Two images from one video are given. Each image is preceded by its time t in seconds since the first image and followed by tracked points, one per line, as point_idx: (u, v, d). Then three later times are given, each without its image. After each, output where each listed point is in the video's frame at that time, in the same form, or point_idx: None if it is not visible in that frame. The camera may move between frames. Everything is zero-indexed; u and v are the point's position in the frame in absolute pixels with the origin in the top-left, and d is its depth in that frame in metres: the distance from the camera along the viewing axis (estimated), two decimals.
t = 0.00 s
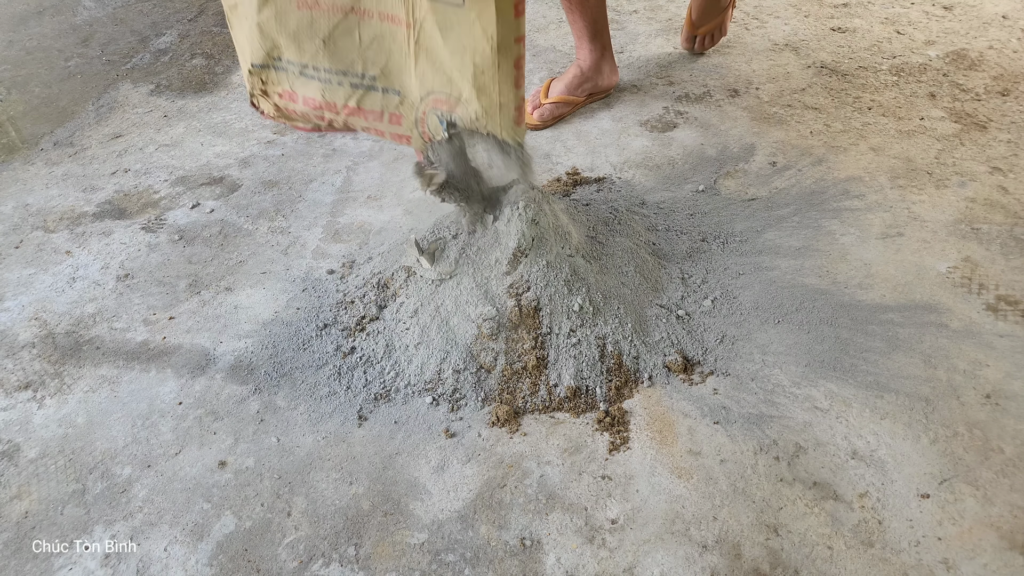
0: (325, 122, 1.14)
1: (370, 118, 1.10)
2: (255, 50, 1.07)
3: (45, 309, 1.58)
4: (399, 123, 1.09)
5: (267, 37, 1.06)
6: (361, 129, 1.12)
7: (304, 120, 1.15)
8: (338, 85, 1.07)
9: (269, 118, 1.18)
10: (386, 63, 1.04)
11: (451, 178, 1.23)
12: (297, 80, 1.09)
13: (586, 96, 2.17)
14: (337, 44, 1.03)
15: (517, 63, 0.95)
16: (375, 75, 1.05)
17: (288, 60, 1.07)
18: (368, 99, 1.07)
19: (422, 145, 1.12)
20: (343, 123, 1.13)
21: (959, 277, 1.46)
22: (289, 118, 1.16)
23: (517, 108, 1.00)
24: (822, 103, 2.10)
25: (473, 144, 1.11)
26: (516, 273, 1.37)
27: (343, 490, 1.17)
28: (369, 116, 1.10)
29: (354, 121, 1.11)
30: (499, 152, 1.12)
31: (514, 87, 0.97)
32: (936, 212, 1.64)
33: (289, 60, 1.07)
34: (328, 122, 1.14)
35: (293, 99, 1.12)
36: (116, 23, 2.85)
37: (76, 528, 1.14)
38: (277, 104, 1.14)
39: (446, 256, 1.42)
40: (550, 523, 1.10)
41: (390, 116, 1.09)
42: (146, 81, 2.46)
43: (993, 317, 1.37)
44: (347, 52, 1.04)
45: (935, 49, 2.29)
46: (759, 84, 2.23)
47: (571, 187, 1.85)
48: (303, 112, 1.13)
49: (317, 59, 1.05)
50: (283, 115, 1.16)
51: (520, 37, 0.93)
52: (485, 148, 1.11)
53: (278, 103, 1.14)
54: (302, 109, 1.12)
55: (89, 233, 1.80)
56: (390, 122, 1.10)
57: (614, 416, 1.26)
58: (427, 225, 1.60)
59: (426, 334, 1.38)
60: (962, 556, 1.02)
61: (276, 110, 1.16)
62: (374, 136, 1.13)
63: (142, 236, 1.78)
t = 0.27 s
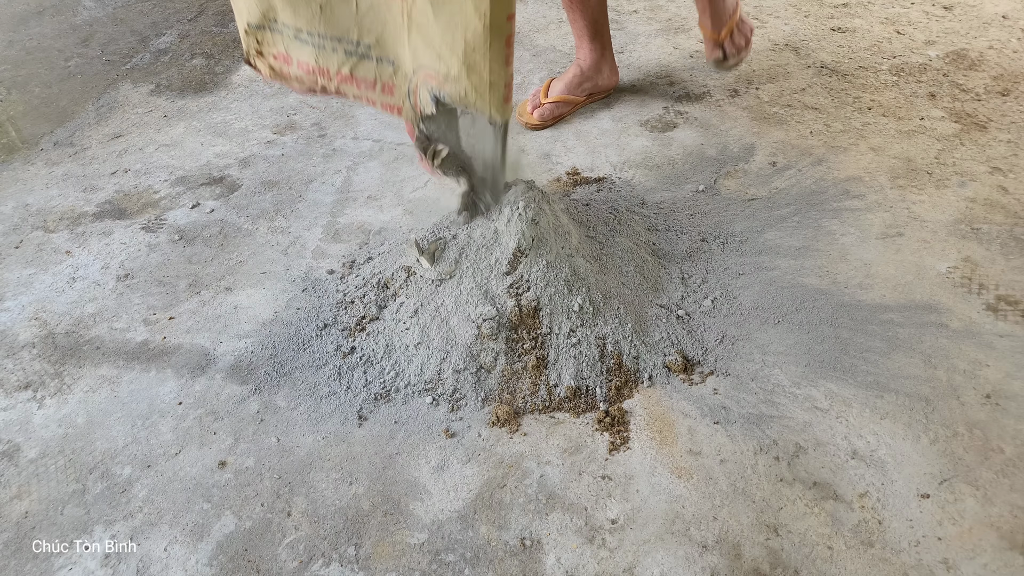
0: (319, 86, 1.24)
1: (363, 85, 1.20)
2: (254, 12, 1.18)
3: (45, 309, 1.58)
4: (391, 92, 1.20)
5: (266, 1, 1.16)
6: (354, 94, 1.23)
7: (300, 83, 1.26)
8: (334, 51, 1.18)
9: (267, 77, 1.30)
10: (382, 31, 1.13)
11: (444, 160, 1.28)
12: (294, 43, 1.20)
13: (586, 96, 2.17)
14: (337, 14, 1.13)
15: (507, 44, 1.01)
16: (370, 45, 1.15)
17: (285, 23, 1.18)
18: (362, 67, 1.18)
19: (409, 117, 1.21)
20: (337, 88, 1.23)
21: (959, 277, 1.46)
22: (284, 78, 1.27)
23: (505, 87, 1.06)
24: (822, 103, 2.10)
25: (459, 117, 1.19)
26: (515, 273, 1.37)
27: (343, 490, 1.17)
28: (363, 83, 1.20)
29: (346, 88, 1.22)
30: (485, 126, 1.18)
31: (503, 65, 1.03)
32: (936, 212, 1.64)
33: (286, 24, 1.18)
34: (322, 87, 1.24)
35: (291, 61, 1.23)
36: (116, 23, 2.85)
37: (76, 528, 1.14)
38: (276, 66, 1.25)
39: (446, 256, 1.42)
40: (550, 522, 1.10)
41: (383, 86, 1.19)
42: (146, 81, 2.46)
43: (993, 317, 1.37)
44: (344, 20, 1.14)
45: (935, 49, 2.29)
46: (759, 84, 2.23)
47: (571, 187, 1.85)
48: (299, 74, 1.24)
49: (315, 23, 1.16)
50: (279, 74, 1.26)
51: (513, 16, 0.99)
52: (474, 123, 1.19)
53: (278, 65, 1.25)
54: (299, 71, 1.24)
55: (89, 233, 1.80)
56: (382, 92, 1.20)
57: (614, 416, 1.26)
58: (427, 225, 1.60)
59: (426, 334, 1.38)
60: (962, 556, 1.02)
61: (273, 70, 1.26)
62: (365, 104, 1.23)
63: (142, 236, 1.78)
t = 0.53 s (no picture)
0: (315, 68, 1.16)
1: (359, 73, 1.11)
2: None
3: (45, 309, 1.58)
4: (388, 82, 1.11)
5: None
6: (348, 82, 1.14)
7: (293, 65, 1.17)
8: (332, 35, 1.08)
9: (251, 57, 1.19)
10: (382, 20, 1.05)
11: (434, 141, 1.24)
12: (289, 23, 1.11)
13: (586, 96, 2.17)
14: None
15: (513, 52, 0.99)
16: (371, 33, 1.07)
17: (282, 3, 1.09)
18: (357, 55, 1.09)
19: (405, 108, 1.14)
20: (334, 71, 1.14)
21: (959, 277, 1.46)
22: (271, 60, 1.17)
23: (504, 93, 1.03)
24: (822, 103, 2.10)
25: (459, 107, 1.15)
26: (516, 274, 1.37)
27: (343, 490, 1.17)
28: (359, 73, 1.11)
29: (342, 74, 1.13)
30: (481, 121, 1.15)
31: (506, 72, 1.00)
32: (936, 212, 1.64)
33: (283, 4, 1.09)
34: (318, 68, 1.16)
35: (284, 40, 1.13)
36: (116, 23, 2.85)
37: (76, 528, 1.14)
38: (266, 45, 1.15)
39: (446, 256, 1.42)
40: (550, 523, 1.10)
41: (380, 75, 1.10)
42: (146, 81, 2.46)
43: (993, 317, 1.37)
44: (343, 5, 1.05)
45: (935, 49, 2.29)
46: (759, 84, 2.23)
47: (571, 187, 1.85)
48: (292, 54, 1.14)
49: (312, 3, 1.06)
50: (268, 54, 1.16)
51: (520, 27, 0.96)
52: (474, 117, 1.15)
53: (269, 45, 1.15)
54: (293, 51, 1.14)
55: (89, 233, 1.80)
56: (379, 82, 1.11)
57: (614, 416, 1.26)
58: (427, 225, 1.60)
59: (426, 334, 1.38)
60: (962, 556, 1.02)
61: (263, 52, 1.17)
62: (360, 91, 1.14)
63: (142, 236, 1.78)
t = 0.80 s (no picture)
0: (309, 73, 1.06)
1: (366, 73, 1.03)
2: None
3: (45, 309, 1.58)
4: (396, 81, 1.04)
5: None
6: (351, 84, 1.05)
7: (284, 70, 1.06)
8: (337, 34, 1.01)
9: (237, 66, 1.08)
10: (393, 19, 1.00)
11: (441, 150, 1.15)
12: (284, 25, 1.02)
13: (586, 95, 2.17)
14: None
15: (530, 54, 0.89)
16: (379, 32, 1.01)
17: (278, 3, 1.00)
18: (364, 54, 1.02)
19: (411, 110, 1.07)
20: (333, 74, 1.05)
21: (959, 277, 1.46)
22: (261, 66, 1.07)
23: (518, 95, 0.93)
24: (822, 103, 2.10)
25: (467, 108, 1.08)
26: (516, 274, 1.37)
27: (343, 490, 1.17)
28: (364, 72, 1.03)
29: (344, 76, 1.05)
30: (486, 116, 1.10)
31: (522, 74, 0.90)
32: (936, 212, 1.64)
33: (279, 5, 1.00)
34: (313, 73, 1.06)
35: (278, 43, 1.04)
36: (116, 23, 2.85)
37: (76, 528, 1.14)
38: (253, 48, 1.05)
39: (446, 256, 1.42)
40: (550, 523, 1.10)
41: (389, 75, 1.03)
42: (146, 81, 2.46)
43: (993, 317, 1.37)
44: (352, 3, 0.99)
45: (935, 49, 2.29)
46: (759, 84, 2.23)
47: (571, 187, 1.85)
48: (286, 58, 1.05)
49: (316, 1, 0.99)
50: (257, 58, 1.06)
51: (540, 27, 0.87)
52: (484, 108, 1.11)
53: (257, 48, 1.04)
54: (287, 55, 1.05)
55: (89, 233, 1.80)
56: (387, 81, 1.04)
57: (614, 416, 1.26)
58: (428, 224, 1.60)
59: (427, 334, 1.38)
60: (962, 556, 1.02)
61: (250, 55, 1.06)
62: (363, 93, 1.05)
63: (142, 236, 1.78)
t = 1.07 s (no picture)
0: (285, 27, 1.01)
1: (346, 36, 1.01)
2: None
3: (45, 309, 1.58)
4: (376, 49, 1.03)
5: None
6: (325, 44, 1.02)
7: (255, 17, 1.01)
8: None
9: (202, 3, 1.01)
10: None
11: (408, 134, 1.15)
12: None
13: (587, 95, 2.17)
14: None
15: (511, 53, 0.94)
16: None
17: None
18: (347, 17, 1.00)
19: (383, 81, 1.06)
20: (309, 31, 1.01)
21: (959, 277, 1.46)
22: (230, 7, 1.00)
23: (489, 92, 0.98)
24: (822, 103, 2.10)
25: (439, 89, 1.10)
26: (516, 274, 1.37)
27: (343, 490, 1.17)
28: (345, 34, 1.01)
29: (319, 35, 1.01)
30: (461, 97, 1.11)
31: (499, 72, 0.95)
32: (936, 212, 1.64)
33: None
34: (287, 27, 1.01)
35: None
36: (116, 23, 2.85)
37: (76, 528, 1.14)
38: None
39: (445, 256, 1.42)
40: (550, 523, 1.10)
41: (370, 41, 1.02)
42: (146, 81, 2.46)
43: (993, 317, 1.37)
44: None
45: (935, 49, 2.29)
46: (759, 84, 2.23)
47: (571, 187, 1.85)
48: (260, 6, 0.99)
49: None
50: None
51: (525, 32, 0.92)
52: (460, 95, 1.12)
53: None
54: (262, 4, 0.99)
55: (89, 233, 1.80)
56: (367, 48, 1.03)
57: (614, 416, 1.26)
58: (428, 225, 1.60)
59: (427, 334, 1.38)
60: (962, 556, 1.02)
61: None
62: (338, 55, 1.03)
63: (142, 236, 1.78)
